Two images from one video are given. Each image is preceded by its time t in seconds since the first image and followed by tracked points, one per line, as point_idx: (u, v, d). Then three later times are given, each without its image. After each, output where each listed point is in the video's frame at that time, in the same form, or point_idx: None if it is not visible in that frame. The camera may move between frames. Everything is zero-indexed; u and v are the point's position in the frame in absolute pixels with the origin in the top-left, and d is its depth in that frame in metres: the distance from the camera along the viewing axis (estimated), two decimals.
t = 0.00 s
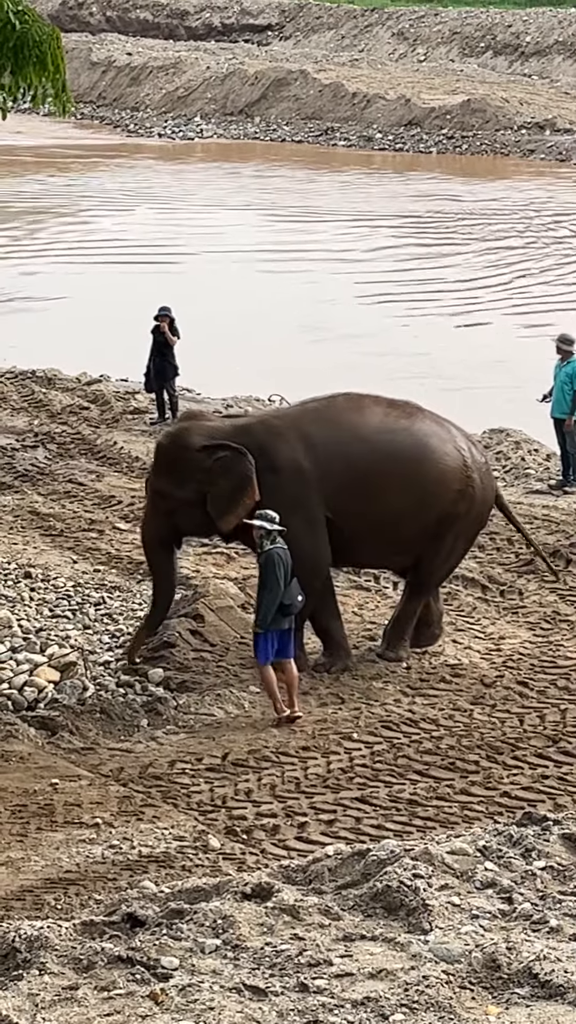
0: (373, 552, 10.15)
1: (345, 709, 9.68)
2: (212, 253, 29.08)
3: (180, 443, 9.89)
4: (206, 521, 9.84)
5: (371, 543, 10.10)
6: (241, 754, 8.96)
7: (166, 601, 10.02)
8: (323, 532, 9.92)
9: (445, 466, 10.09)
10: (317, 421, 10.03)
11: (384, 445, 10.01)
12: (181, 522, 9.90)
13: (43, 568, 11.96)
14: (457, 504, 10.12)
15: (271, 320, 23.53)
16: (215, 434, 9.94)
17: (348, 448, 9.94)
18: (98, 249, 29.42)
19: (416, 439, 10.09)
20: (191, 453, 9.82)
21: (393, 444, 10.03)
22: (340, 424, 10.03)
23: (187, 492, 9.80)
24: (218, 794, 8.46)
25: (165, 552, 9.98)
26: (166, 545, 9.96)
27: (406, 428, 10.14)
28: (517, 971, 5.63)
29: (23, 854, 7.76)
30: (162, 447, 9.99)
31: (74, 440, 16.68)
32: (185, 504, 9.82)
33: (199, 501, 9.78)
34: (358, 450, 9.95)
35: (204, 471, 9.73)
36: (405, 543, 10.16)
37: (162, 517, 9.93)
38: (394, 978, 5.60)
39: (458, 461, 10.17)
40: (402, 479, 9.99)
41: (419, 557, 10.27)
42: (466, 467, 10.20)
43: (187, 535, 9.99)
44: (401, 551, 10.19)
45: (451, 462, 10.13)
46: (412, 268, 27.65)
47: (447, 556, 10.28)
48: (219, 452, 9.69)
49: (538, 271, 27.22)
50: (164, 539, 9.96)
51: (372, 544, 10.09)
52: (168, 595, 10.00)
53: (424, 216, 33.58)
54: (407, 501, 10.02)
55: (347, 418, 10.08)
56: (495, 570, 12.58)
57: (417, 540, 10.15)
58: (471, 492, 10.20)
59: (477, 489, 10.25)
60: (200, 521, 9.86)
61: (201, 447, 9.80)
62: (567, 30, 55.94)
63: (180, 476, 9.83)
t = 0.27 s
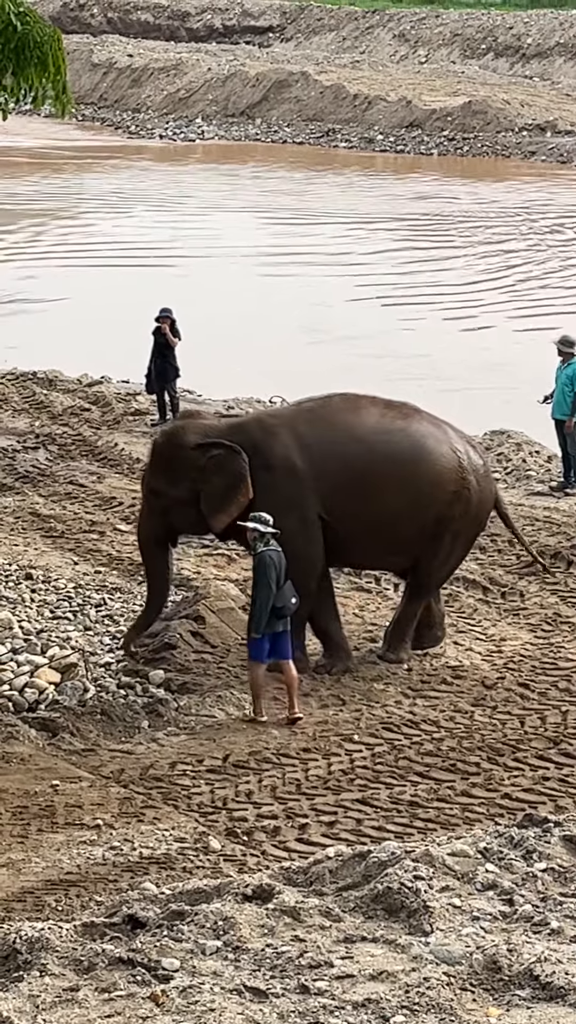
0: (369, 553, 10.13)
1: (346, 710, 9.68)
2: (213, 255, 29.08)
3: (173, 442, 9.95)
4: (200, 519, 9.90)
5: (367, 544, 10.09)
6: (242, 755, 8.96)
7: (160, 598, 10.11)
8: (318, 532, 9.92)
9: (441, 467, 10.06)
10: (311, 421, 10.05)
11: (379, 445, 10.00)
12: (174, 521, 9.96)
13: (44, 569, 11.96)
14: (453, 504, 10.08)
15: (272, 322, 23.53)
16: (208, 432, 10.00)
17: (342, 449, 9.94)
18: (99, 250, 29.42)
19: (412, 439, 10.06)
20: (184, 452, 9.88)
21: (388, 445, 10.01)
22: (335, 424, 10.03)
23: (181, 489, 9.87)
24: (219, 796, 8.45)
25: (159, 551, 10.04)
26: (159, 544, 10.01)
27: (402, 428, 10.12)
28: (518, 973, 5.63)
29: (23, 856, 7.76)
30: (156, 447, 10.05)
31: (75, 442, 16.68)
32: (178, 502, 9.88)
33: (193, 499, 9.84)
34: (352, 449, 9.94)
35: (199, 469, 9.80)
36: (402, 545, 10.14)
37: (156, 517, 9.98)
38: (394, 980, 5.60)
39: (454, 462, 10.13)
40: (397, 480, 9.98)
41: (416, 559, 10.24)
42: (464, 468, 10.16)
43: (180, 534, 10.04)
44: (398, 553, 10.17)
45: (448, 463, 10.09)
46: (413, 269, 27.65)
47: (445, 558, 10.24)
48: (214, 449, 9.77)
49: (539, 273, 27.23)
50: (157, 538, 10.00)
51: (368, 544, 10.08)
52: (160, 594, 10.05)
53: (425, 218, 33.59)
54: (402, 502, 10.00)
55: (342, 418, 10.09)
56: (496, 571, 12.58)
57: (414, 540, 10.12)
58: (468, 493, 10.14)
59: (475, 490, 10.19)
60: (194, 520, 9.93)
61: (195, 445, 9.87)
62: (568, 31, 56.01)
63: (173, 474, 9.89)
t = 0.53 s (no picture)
0: (361, 555, 10.14)
1: (346, 713, 9.68)
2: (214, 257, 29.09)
3: (169, 440, 10.12)
4: (194, 515, 10.10)
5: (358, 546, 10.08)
6: (243, 758, 8.96)
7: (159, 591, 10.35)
8: (308, 532, 9.95)
9: (433, 470, 10.01)
10: (304, 421, 10.07)
11: (371, 446, 9.98)
12: (170, 515, 10.18)
13: (45, 572, 11.95)
14: (445, 507, 10.03)
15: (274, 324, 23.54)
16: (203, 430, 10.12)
17: (332, 449, 9.94)
18: (100, 253, 29.42)
19: (404, 441, 10.03)
20: (179, 450, 10.05)
21: (381, 446, 9.99)
22: (327, 425, 10.03)
23: (175, 486, 10.07)
24: (219, 799, 8.45)
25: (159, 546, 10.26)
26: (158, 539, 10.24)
27: (396, 430, 10.09)
28: (518, 976, 5.63)
29: (24, 859, 7.75)
30: (154, 444, 10.22)
31: (76, 444, 16.68)
32: (173, 498, 10.10)
33: (186, 495, 10.04)
34: (343, 450, 9.94)
35: (192, 467, 9.97)
36: (393, 547, 10.12)
37: (155, 513, 10.20)
38: (395, 982, 5.60)
39: (448, 465, 10.07)
40: (387, 482, 9.95)
41: (409, 561, 10.21)
42: (458, 472, 10.10)
43: (178, 528, 10.27)
44: (389, 554, 10.15)
45: (441, 467, 10.04)
46: (414, 272, 27.67)
47: (438, 561, 10.20)
48: (206, 447, 9.92)
49: (540, 276, 27.25)
50: (155, 532, 10.26)
51: (358, 545, 10.07)
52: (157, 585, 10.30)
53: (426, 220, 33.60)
54: (393, 504, 9.97)
55: (335, 418, 10.09)
56: (497, 574, 12.57)
57: (406, 542, 10.09)
58: (462, 497, 10.08)
59: (469, 494, 10.12)
60: (191, 515, 10.10)
61: (189, 443, 10.02)
62: (569, 34, 56.03)
63: (169, 471, 10.08)
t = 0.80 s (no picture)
0: (355, 556, 10.13)
1: (346, 715, 9.66)
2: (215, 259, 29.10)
3: (166, 436, 10.15)
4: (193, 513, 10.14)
5: (352, 546, 10.08)
6: (242, 760, 8.95)
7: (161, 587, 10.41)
8: (302, 532, 9.96)
9: (428, 473, 9.99)
10: (300, 422, 10.07)
11: (366, 447, 9.97)
12: (168, 513, 10.22)
13: (44, 574, 11.94)
14: (440, 510, 10.01)
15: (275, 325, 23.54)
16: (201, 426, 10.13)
17: (327, 449, 9.94)
18: (101, 255, 29.41)
19: (400, 444, 10.01)
20: (176, 446, 10.07)
21: (376, 448, 9.98)
22: (323, 425, 10.04)
23: (173, 483, 10.10)
24: (219, 801, 8.44)
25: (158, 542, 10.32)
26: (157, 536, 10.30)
27: (393, 433, 10.07)
28: (519, 978, 5.62)
29: (24, 861, 7.74)
30: (151, 440, 10.26)
31: (76, 446, 16.66)
32: (172, 495, 10.13)
33: (184, 493, 10.07)
34: (338, 451, 9.94)
35: (190, 465, 10.00)
36: (388, 549, 10.11)
37: (154, 510, 10.25)
38: (395, 984, 5.60)
39: (443, 470, 10.05)
40: (382, 483, 9.95)
41: (405, 563, 10.20)
42: (455, 475, 10.07)
43: (177, 524, 10.30)
44: (385, 556, 10.14)
45: (437, 470, 10.02)
46: (415, 273, 27.68)
47: (434, 565, 10.18)
48: (202, 446, 9.95)
49: (540, 277, 27.26)
50: (155, 529, 10.30)
51: (353, 546, 10.07)
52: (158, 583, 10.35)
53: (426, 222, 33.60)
54: (388, 506, 9.96)
55: (331, 419, 10.09)
56: (497, 575, 12.57)
57: (400, 545, 10.08)
58: (458, 501, 10.05)
59: (466, 497, 10.09)
60: (189, 512, 10.15)
61: (186, 438, 10.04)
62: (569, 36, 56.04)
63: (167, 469, 10.11)
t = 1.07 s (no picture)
0: (351, 558, 10.14)
1: (345, 717, 9.67)
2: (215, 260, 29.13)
3: (165, 434, 10.16)
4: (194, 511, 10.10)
5: (345, 547, 10.08)
6: (242, 761, 8.96)
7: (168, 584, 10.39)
8: (295, 531, 9.98)
9: (423, 476, 9.97)
10: (295, 421, 10.11)
11: (361, 448, 9.97)
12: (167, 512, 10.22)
13: (44, 575, 11.95)
14: (434, 514, 9.98)
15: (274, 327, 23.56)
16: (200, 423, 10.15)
17: (320, 449, 9.96)
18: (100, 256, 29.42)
19: (394, 446, 10.00)
20: (174, 444, 10.09)
21: (370, 450, 9.98)
22: (318, 425, 10.06)
23: (174, 481, 10.08)
24: (218, 802, 8.45)
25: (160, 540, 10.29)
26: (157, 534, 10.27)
27: (389, 435, 10.07)
28: (518, 979, 5.63)
29: (23, 862, 7.75)
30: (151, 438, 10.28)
31: (76, 447, 16.68)
32: (173, 495, 10.11)
33: (184, 491, 10.06)
34: (331, 453, 9.95)
35: (188, 462, 10.01)
36: (383, 552, 10.10)
37: (152, 509, 10.25)
38: (394, 986, 5.60)
39: (438, 473, 10.01)
40: (375, 485, 9.94)
41: (400, 566, 10.17)
42: (451, 480, 10.03)
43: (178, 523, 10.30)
44: (379, 558, 10.12)
45: (432, 473, 10.00)
46: (414, 275, 27.69)
47: (430, 568, 10.14)
48: (199, 442, 9.96)
49: (540, 279, 27.27)
50: (158, 530, 10.25)
51: (347, 546, 10.07)
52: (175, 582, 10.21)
53: (425, 224, 33.61)
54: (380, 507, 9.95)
55: (327, 419, 10.11)
56: (496, 578, 12.57)
57: (394, 546, 10.05)
58: (453, 505, 10.02)
59: (462, 502, 10.05)
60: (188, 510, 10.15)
61: (184, 436, 10.06)
62: (569, 38, 56.12)
63: (166, 468, 10.12)
